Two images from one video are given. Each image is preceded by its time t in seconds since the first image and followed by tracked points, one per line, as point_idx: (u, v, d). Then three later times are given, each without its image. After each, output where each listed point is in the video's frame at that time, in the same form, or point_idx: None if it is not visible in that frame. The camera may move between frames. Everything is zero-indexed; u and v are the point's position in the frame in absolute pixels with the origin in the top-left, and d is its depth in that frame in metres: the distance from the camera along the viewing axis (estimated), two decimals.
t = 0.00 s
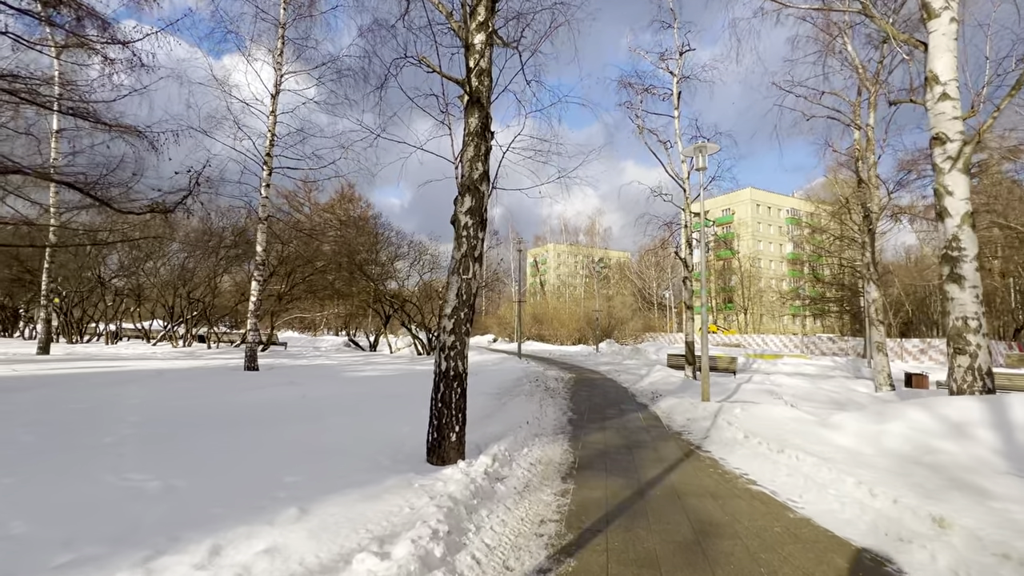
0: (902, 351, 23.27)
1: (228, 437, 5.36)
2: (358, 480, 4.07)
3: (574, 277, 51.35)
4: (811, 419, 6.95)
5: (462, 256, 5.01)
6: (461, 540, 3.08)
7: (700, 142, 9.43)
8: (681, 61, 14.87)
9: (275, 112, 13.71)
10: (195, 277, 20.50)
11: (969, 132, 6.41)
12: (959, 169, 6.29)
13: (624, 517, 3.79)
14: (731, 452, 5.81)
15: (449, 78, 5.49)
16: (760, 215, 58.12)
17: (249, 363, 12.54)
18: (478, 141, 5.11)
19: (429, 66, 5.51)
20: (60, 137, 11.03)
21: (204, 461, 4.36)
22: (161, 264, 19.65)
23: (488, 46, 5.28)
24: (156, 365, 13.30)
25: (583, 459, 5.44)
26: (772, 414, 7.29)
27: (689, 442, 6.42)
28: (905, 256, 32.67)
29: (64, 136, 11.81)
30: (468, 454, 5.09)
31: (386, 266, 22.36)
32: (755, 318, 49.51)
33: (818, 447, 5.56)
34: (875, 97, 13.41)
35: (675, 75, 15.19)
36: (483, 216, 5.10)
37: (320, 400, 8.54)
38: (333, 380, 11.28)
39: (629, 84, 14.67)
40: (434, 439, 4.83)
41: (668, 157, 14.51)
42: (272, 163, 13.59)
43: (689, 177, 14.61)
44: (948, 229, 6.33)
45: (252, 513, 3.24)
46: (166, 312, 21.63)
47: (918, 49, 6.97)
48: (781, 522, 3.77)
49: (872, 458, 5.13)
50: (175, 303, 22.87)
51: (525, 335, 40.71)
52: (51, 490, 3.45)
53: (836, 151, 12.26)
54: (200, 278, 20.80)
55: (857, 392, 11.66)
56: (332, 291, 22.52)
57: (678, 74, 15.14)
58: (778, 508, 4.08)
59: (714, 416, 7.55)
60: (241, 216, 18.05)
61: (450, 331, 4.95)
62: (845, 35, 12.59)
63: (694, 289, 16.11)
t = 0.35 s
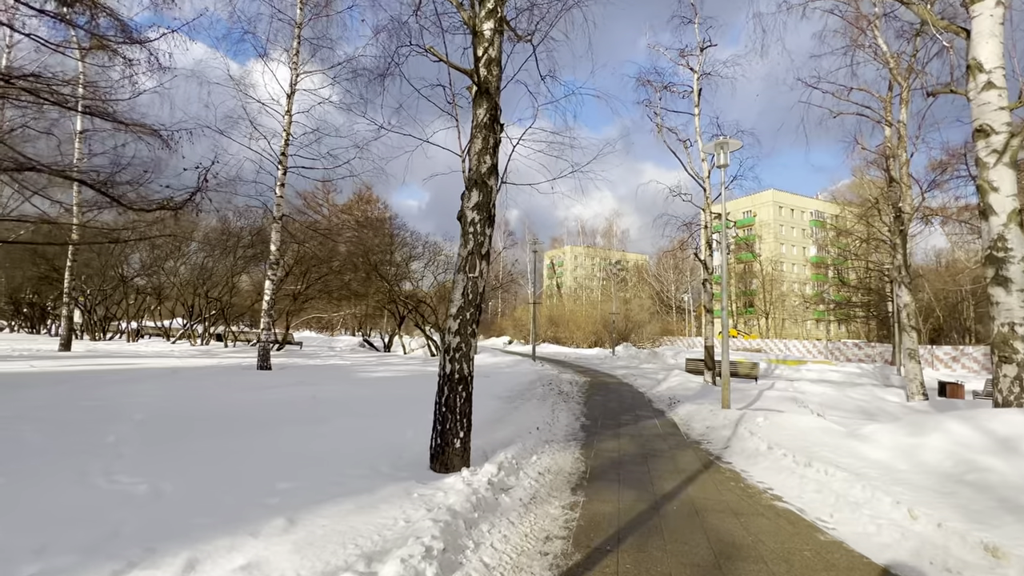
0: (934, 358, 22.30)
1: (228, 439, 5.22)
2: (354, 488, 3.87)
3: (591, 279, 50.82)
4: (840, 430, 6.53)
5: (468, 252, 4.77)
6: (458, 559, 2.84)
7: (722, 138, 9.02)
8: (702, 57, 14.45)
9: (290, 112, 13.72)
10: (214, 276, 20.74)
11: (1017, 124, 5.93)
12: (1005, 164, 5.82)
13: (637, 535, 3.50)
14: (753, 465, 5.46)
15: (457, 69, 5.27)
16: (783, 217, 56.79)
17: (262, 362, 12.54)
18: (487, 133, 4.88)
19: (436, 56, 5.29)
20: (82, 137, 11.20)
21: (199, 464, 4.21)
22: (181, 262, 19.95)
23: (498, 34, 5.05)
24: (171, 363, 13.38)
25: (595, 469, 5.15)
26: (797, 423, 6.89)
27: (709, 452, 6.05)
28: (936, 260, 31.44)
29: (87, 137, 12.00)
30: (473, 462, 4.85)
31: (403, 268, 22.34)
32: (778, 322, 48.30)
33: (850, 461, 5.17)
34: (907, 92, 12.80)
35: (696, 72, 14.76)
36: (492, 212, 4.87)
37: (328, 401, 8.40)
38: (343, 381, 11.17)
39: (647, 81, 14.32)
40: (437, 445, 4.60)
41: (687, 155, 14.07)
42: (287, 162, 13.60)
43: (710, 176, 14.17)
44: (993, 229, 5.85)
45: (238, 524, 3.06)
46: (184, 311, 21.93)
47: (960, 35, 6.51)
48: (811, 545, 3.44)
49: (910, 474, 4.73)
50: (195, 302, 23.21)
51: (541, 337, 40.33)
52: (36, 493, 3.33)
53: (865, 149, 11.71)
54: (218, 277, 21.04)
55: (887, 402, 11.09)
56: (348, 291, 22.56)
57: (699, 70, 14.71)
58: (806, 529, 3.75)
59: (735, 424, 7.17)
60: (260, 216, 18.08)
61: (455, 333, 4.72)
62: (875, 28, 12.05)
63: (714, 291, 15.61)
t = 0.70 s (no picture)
0: (965, 365, 21.38)
1: (221, 443, 5.08)
2: (341, 497, 3.68)
3: (606, 282, 50.29)
4: (865, 441, 6.13)
5: (466, 252, 4.56)
6: None
7: (739, 135, 8.65)
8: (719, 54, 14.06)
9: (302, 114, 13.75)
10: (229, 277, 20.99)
11: None
12: None
13: (640, 556, 3.24)
14: (770, 478, 5.11)
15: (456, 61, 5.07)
16: (805, 219, 55.43)
17: (272, 363, 12.59)
18: (486, 128, 4.68)
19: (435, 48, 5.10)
20: (99, 141, 11.38)
21: (184, 470, 4.06)
22: (197, 264, 20.28)
23: (499, 24, 4.85)
24: (183, 363, 13.47)
25: (600, 480, 4.89)
26: (819, 433, 6.50)
27: (723, 464, 5.71)
28: (966, 263, 30.24)
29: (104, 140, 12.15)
30: (471, 471, 4.63)
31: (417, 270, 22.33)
32: (799, 327, 47.10)
33: (876, 476, 4.80)
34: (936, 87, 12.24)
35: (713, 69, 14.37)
36: (492, 209, 4.67)
37: (332, 404, 8.28)
38: (350, 383, 11.05)
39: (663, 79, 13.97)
40: (432, 453, 4.40)
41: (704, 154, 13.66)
42: (298, 165, 13.65)
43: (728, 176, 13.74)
44: None
45: (209, 536, 2.89)
46: (201, 312, 22.25)
47: (997, 21, 6.09)
48: (832, 571, 3.12)
49: (942, 493, 4.36)
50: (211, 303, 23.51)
51: (555, 340, 40.00)
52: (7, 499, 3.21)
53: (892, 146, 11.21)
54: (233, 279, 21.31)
55: (915, 411, 10.54)
56: (361, 293, 22.62)
57: (716, 67, 14.30)
58: (826, 551, 3.42)
59: (752, 433, 6.80)
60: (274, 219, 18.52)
61: (452, 335, 4.50)
62: (902, 19, 11.53)
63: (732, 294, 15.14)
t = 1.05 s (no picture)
0: (1000, 369, 20.42)
1: (218, 446, 4.92)
2: (334, 507, 3.46)
3: (622, 283, 49.75)
4: (900, 451, 5.70)
5: (469, 247, 4.31)
6: None
7: (759, 127, 8.24)
8: (738, 47, 13.64)
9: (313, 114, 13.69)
10: (244, 278, 21.19)
11: None
12: None
13: None
14: (796, 491, 4.74)
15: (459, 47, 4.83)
16: (827, 220, 54.03)
17: (283, 364, 12.59)
18: (491, 116, 4.43)
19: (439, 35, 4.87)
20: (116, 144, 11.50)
21: (174, 475, 3.89)
22: (213, 265, 20.55)
23: (505, 7, 4.60)
24: (196, 364, 13.49)
25: (612, 490, 4.59)
26: (848, 442, 6.08)
27: (745, 474, 5.35)
28: (999, 263, 29.02)
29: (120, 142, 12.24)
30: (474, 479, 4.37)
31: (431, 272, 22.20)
32: (821, 330, 45.89)
33: (914, 490, 4.42)
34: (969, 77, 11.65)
35: (732, 63, 13.92)
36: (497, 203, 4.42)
37: (337, 406, 8.10)
38: (359, 385, 10.90)
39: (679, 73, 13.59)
40: (433, 459, 4.16)
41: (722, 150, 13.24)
42: (309, 165, 13.62)
43: (747, 173, 13.29)
44: None
45: (186, 549, 2.68)
46: (217, 313, 22.46)
47: None
48: None
49: (990, 510, 3.96)
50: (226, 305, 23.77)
51: (570, 342, 39.58)
52: None
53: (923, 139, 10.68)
54: (248, 280, 21.47)
55: (950, 418, 9.94)
56: (374, 295, 22.61)
57: (734, 61, 13.85)
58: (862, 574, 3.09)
59: (776, 440, 6.42)
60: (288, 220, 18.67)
61: (454, 335, 4.25)
62: (933, 7, 10.99)
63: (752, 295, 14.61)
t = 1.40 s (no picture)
0: None
1: (209, 457, 4.68)
2: (323, 528, 3.18)
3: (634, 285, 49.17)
4: (941, 464, 5.26)
5: (472, 244, 4.01)
6: None
7: (781, 119, 7.86)
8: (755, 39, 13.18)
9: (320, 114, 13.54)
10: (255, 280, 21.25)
11: None
12: None
13: None
14: (829, 509, 4.34)
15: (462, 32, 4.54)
16: (845, 218, 52.76)
17: (290, 367, 12.47)
18: (495, 103, 4.12)
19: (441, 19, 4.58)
20: (127, 146, 11.46)
21: (157, 489, 3.65)
22: (225, 267, 20.63)
23: None
24: (204, 367, 13.39)
25: (628, 507, 4.24)
26: (883, 453, 5.65)
27: (771, 488, 4.95)
28: None
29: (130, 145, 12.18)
30: (478, 493, 4.07)
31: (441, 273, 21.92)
32: (840, 331, 44.77)
33: (963, 510, 4.00)
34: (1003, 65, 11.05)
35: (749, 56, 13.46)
36: (504, 196, 4.13)
37: (341, 411, 7.85)
38: (365, 389, 10.66)
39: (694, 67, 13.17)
40: (434, 473, 3.86)
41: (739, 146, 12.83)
42: (317, 165, 13.50)
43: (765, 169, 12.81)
44: None
45: None
46: (228, 315, 22.48)
47: None
48: None
49: None
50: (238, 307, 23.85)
51: (582, 344, 39.11)
52: None
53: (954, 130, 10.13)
54: (259, 282, 21.45)
55: (987, 426, 9.37)
56: (384, 296, 22.46)
57: (751, 53, 13.38)
58: None
59: (802, 450, 6.01)
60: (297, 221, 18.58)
61: (456, 339, 3.95)
62: None
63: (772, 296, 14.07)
